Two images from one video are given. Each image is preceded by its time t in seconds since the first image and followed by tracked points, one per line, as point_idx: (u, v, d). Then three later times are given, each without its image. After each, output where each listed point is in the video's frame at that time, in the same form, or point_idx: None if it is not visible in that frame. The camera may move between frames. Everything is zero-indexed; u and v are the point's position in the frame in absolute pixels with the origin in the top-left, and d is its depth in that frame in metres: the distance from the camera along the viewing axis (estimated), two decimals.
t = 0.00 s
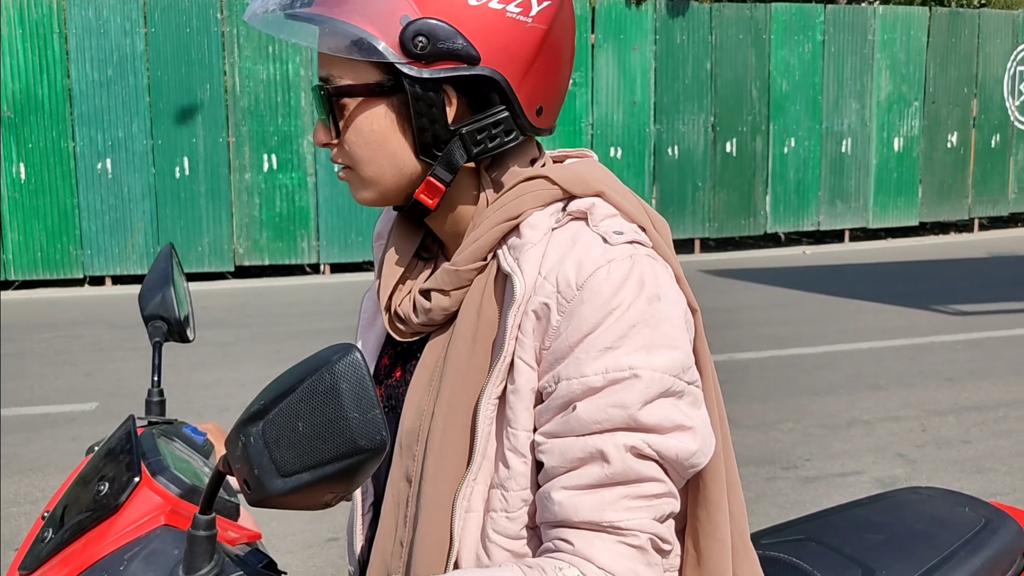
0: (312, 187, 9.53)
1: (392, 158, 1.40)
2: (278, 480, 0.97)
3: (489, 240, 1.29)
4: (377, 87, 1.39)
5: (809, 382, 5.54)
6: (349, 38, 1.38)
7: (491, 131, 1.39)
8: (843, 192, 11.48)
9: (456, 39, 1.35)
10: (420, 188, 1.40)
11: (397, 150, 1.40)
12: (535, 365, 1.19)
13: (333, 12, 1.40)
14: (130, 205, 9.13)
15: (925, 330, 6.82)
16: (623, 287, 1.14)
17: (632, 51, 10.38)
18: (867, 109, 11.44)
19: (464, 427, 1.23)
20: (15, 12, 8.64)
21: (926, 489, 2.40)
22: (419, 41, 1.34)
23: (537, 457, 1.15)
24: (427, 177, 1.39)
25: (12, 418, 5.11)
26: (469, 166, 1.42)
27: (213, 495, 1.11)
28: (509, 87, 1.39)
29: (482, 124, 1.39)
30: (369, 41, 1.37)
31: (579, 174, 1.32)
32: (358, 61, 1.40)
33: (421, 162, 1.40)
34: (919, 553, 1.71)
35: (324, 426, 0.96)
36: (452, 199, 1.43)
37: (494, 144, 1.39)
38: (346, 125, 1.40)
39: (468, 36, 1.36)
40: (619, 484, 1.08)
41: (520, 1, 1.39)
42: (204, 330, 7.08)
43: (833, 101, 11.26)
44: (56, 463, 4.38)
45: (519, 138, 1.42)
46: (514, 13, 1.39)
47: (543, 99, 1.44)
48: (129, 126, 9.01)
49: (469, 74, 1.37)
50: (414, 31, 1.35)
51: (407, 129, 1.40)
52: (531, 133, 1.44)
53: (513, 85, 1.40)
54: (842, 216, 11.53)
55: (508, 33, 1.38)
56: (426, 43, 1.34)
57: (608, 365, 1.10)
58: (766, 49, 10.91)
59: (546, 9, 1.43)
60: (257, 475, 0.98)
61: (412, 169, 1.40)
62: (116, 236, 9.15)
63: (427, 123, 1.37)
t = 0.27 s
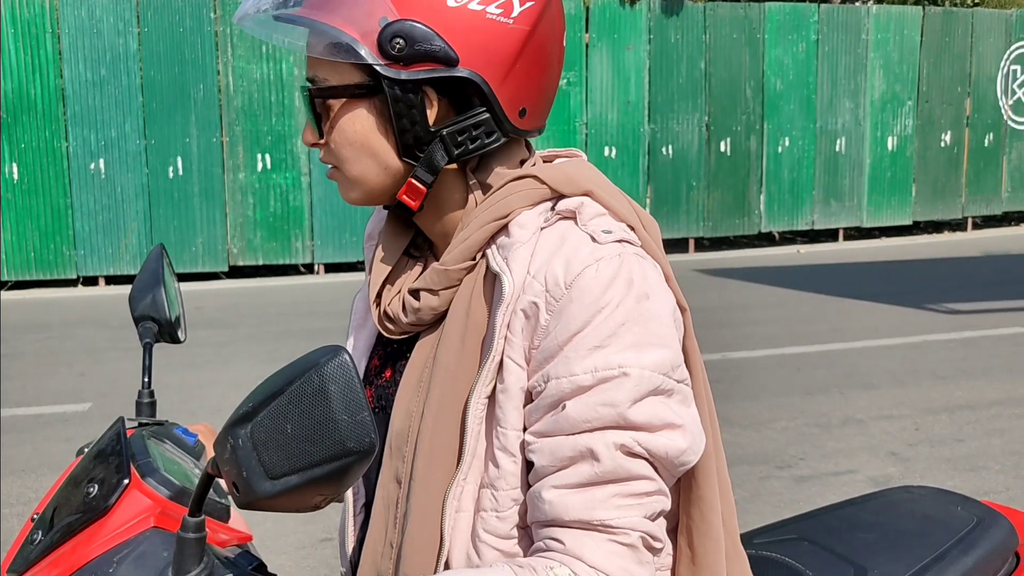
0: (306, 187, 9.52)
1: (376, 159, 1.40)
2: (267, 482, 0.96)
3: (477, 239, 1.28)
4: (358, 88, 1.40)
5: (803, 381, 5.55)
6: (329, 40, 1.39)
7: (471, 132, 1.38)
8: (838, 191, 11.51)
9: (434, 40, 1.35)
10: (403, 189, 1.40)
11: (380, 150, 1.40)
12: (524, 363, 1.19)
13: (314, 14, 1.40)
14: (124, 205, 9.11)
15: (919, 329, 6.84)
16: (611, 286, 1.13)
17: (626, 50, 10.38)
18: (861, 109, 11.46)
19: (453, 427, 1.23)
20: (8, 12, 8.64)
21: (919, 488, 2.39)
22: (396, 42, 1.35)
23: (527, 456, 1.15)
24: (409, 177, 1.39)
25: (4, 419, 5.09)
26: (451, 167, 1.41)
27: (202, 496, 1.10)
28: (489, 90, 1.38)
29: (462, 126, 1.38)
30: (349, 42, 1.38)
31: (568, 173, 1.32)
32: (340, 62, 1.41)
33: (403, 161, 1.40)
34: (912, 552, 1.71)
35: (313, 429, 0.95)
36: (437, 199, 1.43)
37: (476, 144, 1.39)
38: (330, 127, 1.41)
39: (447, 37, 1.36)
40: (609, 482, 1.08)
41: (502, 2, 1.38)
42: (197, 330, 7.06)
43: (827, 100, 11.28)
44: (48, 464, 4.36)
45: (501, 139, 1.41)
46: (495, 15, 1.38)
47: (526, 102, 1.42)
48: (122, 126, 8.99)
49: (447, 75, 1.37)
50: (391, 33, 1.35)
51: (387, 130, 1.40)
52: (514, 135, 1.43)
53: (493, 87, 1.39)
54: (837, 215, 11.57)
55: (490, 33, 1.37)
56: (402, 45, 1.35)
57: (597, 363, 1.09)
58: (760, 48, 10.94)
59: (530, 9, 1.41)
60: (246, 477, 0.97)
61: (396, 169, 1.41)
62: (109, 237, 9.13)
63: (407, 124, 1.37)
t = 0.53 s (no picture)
0: (305, 188, 9.52)
1: (367, 166, 1.42)
2: (263, 488, 0.97)
3: (473, 245, 1.29)
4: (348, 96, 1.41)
5: (801, 382, 5.56)
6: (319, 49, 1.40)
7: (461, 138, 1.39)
8: (837, 192, 11.52)
9: (420, 49, 1.36)
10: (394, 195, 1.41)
11: (370, 157, 1.41)
12: (519, 369, 1.20)
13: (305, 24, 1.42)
14: (123, 205, 9.12)
15: (917, 329, 6.85)
16: (606, 291, 1.14)
17: (625, 51, 10.39)
18: (859, 109, 11.47)
19: (450, 431, 1.24)
20: (7, 12, 8.65)
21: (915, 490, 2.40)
22: (382, 51, 1.36)
23: (523, 460, 1.16)
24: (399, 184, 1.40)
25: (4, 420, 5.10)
26: (442, 174, 1.42)
27: (199, 501, 1.11)
28: (476, 98, 1.39)
29: (450, 133, 1.39)
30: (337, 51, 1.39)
31: (562, 179, 1.33)
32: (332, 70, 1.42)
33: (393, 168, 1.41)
34: (906, 555, 1.72)
35: (308, 435, 0.96)
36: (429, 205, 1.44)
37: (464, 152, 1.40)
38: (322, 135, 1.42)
39: (433, 46, 1.37)
40: (604, 486, 1.09)
41: (488, 11, 1.39)
42: (196, 331, 7.07)
43: (825, 101, 11.29)
44: (48, 465, 4.37)
45: (489, 147, 1.41)
46: (482, 23, 1.39)
47: (515, 109, 1.43)
48: (121, 127, 8.99)
49: (434, 83, 1.38)
50: (378, 41, 1.36)
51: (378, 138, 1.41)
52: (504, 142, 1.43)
53: (481, 96, 1.40)
54: (836, 215, 11.57)
55: (477, 42, 1.39)
56: (388, 53, 1.36)
57: (591, 368, 1.10)
58: (759, 49, 10.94)
59: (519, 17, 1.42)
60: (242, 483, 0.98)
61: (387, 176, 1.42)
62: (108, 237, 9.13)
63: (396, 131, 1.38)
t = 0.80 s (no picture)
0: (305, 187, 9.53)
1: (370, 161, 1.42)
2: (270, 480, 0.98)
3: (479, 240, 1.29)
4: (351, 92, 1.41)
5: (801, 381, 5.56)
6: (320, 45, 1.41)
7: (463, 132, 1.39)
8: (836, 191, 11.52)
9: (421, 44, 1.36)
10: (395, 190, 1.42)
11: (372, 153, 1.42)
12: (524, 364, 1.20)
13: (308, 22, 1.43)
14: (123, 205, 9.11)
15: (917, 328, 6.85)
16: (611, 286, 1.15)
17: (624, 50, 10.39)
18: (859, 109, 11.48)
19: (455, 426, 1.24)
20: (7, 12, 8.65)
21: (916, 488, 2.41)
22: (383, 46, 1.36)
23: (527, 455, 1.16)
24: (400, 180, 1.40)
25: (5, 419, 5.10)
26: (443, 169, 1.42)
27: (206, 494, 1.11)
28: (477, 93, 1.39)
29: (451, 127, 1.39)
30: (338, 46, 1.40)
31: (567, 174, 1.33)
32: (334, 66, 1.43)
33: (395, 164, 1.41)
34: (908, 551, 1.72)
35: (315, 427, 0.96)
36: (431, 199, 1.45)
37: (465, 146, 1.40)
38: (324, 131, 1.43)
39: (433, 40, 1.37)
40: (609, 481, 1.09)
41: (488, 6, 1.39)
42: (196, 330, 7.07)
43: (825, 100, 11.30)
44: (48, 464, 4.37)
45: (491, 142, 1.41)
46: (482, 17, 1.38)
47: (516, 103, 1.42)
48: (121, 127, 8.99)
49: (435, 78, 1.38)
50: (379, 36, 1.37)
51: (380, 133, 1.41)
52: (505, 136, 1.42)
53: (482, 90, 1.40)
54: (835, 215, 11.57)
55: (477, 36, 1.38)
56: (389, 49, 1.36)
57: (597, 362, 1.11)
58: (759, 48, 10.95)
59: (519, 12, 1.41)
60: (250, 476, 0.98)
61: (389, 171, 1.42)
62: (108, 237, 9.13)
63: (397, 127, 1.39)
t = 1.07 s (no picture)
0: (304, 189, 9.53)
1: (379, 163, 1.41)
2: (270, 486, 0.98)
3: (479, 245, 1.30)
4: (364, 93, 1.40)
5: (800, 381, 5.57)
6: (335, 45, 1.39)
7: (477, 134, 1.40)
8: (834, 191, 11.53)
9: (443, 46, 1.37)
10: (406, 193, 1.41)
11: (382, 155, 1.41)
12: (525, 367, 1.20)
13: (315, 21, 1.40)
14: (121, 207, 9.11)
15: (915, 328, 6.86)
16: (611, 290, 1.15)
17: (623, 51, 10.40)
18: (857, 108, 11.49)
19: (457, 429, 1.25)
20: (6, 15, 8.65)
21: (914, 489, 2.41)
22: (406, 47, 1.36)
23: (528, 458, 1.16)
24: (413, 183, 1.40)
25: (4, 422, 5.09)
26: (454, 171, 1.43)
27: (206, 500, 1.11)
28: (494, 96, 1.41)
29: (469, 130, 1.40)
30: (355, 45, 1.38)
31: (567, 180, 1.33)
32: (344, 66, 1.41)
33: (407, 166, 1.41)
34: (906, 552, 1.73)
35: (315, 434, 0.97)
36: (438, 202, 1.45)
37: (478, 148, 1.41)
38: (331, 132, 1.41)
39: (454, 42, 1.38)
40: (610, 483, 1.10)
41: (503, 10, 1.41)
42: (195, 332, 7.06)
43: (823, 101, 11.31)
44: (48, 467, 4.37)
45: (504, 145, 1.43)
46: (501, 22, 1.40)
47: (526, 108, 1.46)
48: (119, 129, 9.00)
49: (455, 81, 1.39)
50: (401, 37, 1.36)
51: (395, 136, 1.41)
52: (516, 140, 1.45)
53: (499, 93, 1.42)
54: (833, 215, 11.58)
55: (493, 40, 1.40)
56: (412, 50, 1.36)
57: (597, 366, 1.11)
58: (757, 49, 10.96)
59: (529, 18, 1.44)
60: (250, 482, 0.99)
61: (398, 174, 1.41)
62: (107, 239, 9.13)
63: (413, 128, 1.39)
